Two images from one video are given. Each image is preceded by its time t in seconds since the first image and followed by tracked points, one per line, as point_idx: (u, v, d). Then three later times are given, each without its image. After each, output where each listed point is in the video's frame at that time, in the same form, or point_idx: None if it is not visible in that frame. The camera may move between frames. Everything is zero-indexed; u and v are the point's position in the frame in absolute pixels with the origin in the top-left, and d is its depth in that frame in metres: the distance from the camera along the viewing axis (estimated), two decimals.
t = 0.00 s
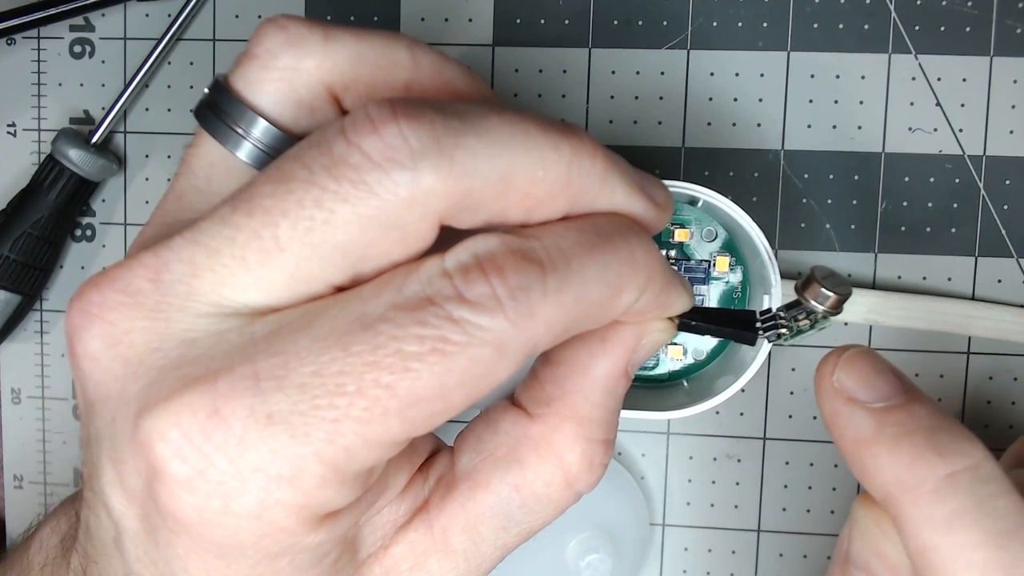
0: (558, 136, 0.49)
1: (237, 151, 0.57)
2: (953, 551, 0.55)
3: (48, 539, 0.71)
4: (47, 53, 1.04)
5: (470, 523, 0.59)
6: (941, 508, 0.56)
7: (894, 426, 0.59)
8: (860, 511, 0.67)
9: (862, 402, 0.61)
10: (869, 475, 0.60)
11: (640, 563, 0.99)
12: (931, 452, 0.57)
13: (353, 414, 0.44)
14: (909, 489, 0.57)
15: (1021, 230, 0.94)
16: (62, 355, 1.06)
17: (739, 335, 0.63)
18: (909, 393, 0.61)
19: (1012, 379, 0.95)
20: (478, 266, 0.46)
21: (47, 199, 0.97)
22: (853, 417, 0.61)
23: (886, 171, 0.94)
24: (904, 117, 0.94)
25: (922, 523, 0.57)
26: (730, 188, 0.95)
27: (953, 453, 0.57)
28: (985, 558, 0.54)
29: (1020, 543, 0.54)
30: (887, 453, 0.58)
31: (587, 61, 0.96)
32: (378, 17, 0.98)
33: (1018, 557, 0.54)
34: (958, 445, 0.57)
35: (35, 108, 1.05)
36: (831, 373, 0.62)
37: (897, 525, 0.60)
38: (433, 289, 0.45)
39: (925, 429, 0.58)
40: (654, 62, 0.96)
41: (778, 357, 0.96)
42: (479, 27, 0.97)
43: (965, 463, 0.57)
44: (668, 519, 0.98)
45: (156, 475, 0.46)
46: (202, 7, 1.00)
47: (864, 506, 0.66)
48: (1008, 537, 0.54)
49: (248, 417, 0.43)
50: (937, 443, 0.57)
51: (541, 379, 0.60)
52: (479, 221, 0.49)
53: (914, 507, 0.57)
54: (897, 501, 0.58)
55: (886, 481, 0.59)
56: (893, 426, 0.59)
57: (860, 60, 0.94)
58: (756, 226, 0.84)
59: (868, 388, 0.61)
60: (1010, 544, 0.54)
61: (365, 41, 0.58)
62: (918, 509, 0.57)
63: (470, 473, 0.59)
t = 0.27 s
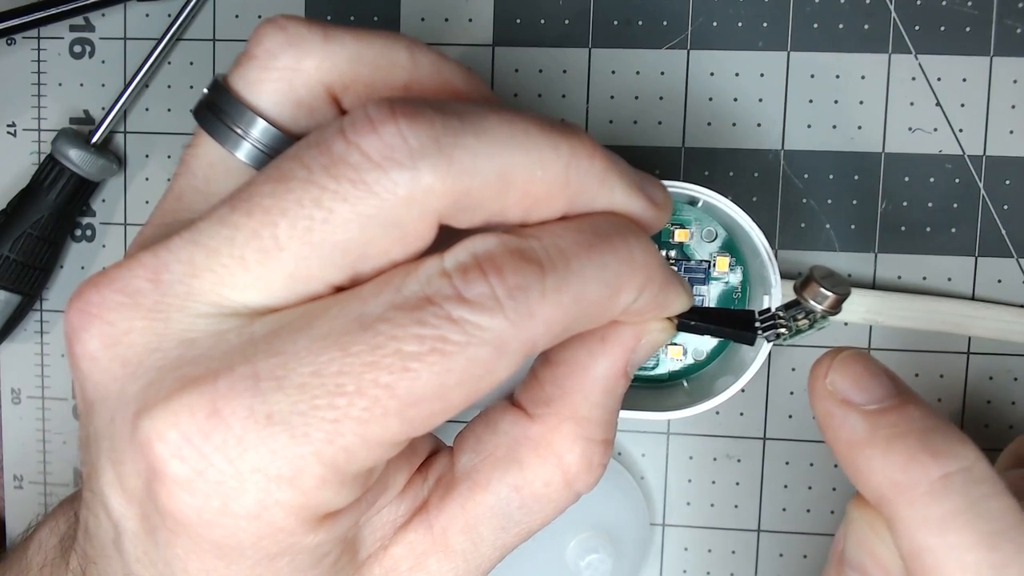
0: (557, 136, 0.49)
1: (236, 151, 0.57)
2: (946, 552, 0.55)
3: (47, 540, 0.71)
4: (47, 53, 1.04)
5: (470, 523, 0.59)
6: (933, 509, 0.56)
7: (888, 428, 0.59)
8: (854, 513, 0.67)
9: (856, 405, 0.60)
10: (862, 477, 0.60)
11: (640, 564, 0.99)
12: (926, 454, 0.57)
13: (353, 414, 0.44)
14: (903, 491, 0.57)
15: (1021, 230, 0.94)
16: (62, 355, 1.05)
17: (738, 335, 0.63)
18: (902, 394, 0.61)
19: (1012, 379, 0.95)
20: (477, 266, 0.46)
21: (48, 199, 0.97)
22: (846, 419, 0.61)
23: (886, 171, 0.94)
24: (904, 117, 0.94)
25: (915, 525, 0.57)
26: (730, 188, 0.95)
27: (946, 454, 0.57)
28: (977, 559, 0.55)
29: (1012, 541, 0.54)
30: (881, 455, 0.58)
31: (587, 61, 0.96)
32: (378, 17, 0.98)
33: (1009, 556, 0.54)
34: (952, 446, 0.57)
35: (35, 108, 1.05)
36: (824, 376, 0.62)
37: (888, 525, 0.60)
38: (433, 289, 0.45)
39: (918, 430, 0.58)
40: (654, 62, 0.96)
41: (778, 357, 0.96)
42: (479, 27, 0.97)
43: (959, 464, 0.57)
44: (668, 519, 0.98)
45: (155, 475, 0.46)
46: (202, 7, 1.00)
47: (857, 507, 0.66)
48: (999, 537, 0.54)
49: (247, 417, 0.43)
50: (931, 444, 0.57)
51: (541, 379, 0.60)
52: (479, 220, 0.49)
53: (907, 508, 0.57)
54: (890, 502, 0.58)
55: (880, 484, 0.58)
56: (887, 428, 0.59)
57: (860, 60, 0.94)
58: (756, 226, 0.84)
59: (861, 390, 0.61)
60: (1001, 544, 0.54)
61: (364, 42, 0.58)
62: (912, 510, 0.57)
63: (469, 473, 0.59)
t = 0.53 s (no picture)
0: (557, 135, 0.49)
1: (236, 151, 0.57)
2: (954, 553, 0.55)
3: (47, 540, 0.71)
4: (47, 53, 1.04)
5: (470, 523, 0.59)
6: (943, 509, 0.56)
7: (896, 429, 0.59)
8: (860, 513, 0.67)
9: (863, 405, 0.60)
10: (871, 478, 0.60)
11: (640, 564, 0.99)
12: (933, 455, 0.57)
13: (353, 414, 0.44)
14: (911, 492, 0.57)
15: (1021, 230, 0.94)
16: (62, 355, 1.05)
17: (737, 334, 0.62)
18: (910, 395, 0.61)
19: (1013, 379, 0.95)
20: (477, 265, 0.46)
21: (48, 199, 0.97)
22: (854, 420, 0.61)
23: (886, 171, 0.94)
24: (904, 117, 0.94)
25: (923, 526, 0.57)
26: (730, 188, 0.95)
27: (954, 455, 0.57)
28: (985, 560, 0.54)
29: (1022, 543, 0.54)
30: (889, 456, 0.58)
31: (587, 61, 0.96)
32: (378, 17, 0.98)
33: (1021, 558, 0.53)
34: (960, 446, 0.57)
35: (35, 108, 1.05)
36: (832, 377, 0.62)
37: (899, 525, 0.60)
38: (432, 288, 0.45)
39: (926, 431, 0.58)
40: (655, 62, 0.96)
41: (778, 357, 0.96)
42: (479, 27, 0.97)
43: (967, 464, 0.57)
44: (668, 519, 0.98)
45: (154, 475, 0.46)
46: (202, 7, 1.00)
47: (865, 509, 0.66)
48: (1008, 538, 0.54)
49: (247, 416, 0.43)
50: (939, 445, 0.57)
51: (540, 379, 0.60)
52: (479, 220, 0.49)
53: (916, 509, 0.57)
54: (899, 503, 0.58)
55: (889, 484, 0.59)
56: (895, 429, 0.59)
57: (860, 61, 0.94)
58: (755, 226, 0.84)
59: (869, 391, 0.61)
60: (1011, 545, 0.54)
61: (364, 42, 0.58)
62: (920, 511, 0.57)
63: (469, 473, 0.59)
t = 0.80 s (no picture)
0: (558, 140, 0.49)
1: (236, 154, 0.57)
2: (953, 551, 0.55)
3: (48, 542, 0.71)
4: (47, 53, 1.04)
5: (470, 527, 0.59)
6: (941, 507, 0.56)
7: (894, 427, 0.59)
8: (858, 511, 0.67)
9: (862, 404, 0.61)
10: (870, 476, 0.60)
11: (640, 564, 0.99)
12: (931, 452, 0.57)
13: (353, 419, 0.44)
14: (910, 489, 0.57)
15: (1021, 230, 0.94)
16: (62, 356, 1.06)
17: (739, 339, 0.63)
18: (908, 394, 0.61)
19: (1012, 379, 0.95)
20: (479, 271, 0.46)
21: (47, 200, 0.97)
22: (853, 418, 0.61)
23: (886, 171, 0.94)
24: (904, 117, 0.94)
25: (923, 524, 0.57)
26: (730, 188, 0.95)
27: (953, 453, 0.57)
28: (983, 556, 0.55)
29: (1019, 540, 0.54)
30: (887, 454, 0.58)
31: (587, 61, 0.96)
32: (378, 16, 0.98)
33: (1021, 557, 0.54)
34: (958, 445, 0.57)
35: (35, 108, 1.05)
36: (831, 375, 0.62)
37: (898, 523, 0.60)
38: (433, 294, 0.45)
39: (924, 429, 0.58)
40: (655, 62, 0.96)
41: (778, 358, 0.96)
42: (479, 27, 0.97)
43: (966, 462, 0.57)
44: (668, 519, 0.98)
45: (155, 482, 0.46)
46: (202, 7, 1.00)
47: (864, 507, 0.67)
48: (1008, 536, 0.54)
49: (248, 423, 0.44)
50: (938, 443, 0.57)
51: (542, 382, 0.60)
52: (479, 224, 0.49)
53: (914, 507, 0.57)
54: (898, 501, 0.58)
55: (888, 483, 0.59)
56: (893, 427, 0.59)
57: (860, 60, 0.94)
58: (756, 228, 0.84)
59: (868, 389, 0.61)
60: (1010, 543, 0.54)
61: (363, 45, 0.58)
62: (919, 508, 0.57)
63: (469, 477, 0.60)
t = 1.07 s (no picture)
0: (556, 139, 0.49)
1: (233, 157, 0.58)
2: (938, 563, 0.55)
3: (51, 542, 0.71)
4: (47, 53, 1.04)
5: (475, 516, 0.59)
6: (927, 519, 0.56)
7: (883, 441, 0.59)
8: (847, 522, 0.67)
9: (853, 418, 0.61)
10: (858, 489, 0.60)
11: (640, 564, 0.99)
12: (920, 465, 0.57)
13: (363, 430, 0.44)
14: (896, 504, 0.57)
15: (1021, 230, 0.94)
16: (62, 355, 1.06)
17: (743, 331, 0.63)
18: (897, 406, 0.61)
19: (1012, 379, 0.95)
20: (483, 278, 0.46)
21: (47, 199, 0.97)
22: (844, 431, 0.61)
23: (886, 171, 0.94)
24: (904, 117, 0.94)
25: (910, 535, 0.57)
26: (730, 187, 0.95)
27: (939, 466, 0.57)
28: (973, 565, 0.55)
29: (1007, 550, 0.54)
30: (877, 468, 0.58)
31: (587, 61, 0.96)
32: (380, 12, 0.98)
33: (1007, 564, 0.54)
34: (946, 456, 0.58)
35: (35, 108, 1.05)
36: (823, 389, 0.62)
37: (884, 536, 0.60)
38: (439, 302, 0.45)
39: (913, 443, 0.59)
40: (655, 62, 0.96)
41: (778, 357, 0.96)
42: (480, 27, 0.97)
43: (953, 476, 0.57)
44: (668, 520, 0.98)
45: (167, 495, 0.46)
46: (202, 7, 1.00)
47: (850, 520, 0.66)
48: (995, 545, 0.55)
49: (259, 435, 0.44)
50: (925, 457, 0.58)
51: (546, 371, 0.60)
52: (483, 226, 0.49)
53: (900, 520, 0.57)
54: (885, 516, 0.58)
55: (876, 495, 0.59)
56: (882, 441, 0.59)
57: (860, 60, 0.94)
58: (756, 221, 0.84)
59: (859, 403, 0.61)
60: (996, 555, 0.54)
61: (360, 47, 0.58)
62: (906, 523, 0.57)
63: (473, 466, 0.59)
